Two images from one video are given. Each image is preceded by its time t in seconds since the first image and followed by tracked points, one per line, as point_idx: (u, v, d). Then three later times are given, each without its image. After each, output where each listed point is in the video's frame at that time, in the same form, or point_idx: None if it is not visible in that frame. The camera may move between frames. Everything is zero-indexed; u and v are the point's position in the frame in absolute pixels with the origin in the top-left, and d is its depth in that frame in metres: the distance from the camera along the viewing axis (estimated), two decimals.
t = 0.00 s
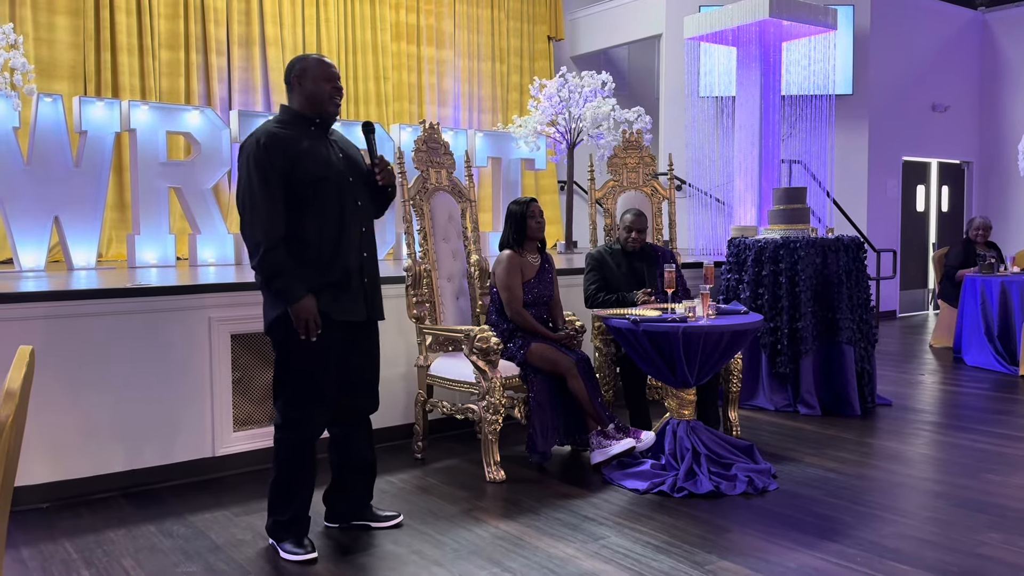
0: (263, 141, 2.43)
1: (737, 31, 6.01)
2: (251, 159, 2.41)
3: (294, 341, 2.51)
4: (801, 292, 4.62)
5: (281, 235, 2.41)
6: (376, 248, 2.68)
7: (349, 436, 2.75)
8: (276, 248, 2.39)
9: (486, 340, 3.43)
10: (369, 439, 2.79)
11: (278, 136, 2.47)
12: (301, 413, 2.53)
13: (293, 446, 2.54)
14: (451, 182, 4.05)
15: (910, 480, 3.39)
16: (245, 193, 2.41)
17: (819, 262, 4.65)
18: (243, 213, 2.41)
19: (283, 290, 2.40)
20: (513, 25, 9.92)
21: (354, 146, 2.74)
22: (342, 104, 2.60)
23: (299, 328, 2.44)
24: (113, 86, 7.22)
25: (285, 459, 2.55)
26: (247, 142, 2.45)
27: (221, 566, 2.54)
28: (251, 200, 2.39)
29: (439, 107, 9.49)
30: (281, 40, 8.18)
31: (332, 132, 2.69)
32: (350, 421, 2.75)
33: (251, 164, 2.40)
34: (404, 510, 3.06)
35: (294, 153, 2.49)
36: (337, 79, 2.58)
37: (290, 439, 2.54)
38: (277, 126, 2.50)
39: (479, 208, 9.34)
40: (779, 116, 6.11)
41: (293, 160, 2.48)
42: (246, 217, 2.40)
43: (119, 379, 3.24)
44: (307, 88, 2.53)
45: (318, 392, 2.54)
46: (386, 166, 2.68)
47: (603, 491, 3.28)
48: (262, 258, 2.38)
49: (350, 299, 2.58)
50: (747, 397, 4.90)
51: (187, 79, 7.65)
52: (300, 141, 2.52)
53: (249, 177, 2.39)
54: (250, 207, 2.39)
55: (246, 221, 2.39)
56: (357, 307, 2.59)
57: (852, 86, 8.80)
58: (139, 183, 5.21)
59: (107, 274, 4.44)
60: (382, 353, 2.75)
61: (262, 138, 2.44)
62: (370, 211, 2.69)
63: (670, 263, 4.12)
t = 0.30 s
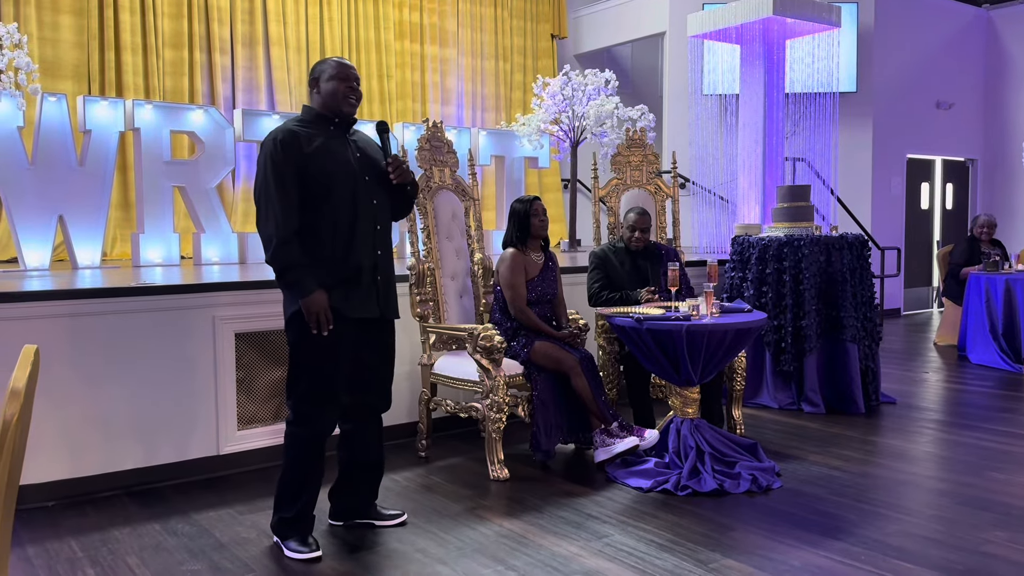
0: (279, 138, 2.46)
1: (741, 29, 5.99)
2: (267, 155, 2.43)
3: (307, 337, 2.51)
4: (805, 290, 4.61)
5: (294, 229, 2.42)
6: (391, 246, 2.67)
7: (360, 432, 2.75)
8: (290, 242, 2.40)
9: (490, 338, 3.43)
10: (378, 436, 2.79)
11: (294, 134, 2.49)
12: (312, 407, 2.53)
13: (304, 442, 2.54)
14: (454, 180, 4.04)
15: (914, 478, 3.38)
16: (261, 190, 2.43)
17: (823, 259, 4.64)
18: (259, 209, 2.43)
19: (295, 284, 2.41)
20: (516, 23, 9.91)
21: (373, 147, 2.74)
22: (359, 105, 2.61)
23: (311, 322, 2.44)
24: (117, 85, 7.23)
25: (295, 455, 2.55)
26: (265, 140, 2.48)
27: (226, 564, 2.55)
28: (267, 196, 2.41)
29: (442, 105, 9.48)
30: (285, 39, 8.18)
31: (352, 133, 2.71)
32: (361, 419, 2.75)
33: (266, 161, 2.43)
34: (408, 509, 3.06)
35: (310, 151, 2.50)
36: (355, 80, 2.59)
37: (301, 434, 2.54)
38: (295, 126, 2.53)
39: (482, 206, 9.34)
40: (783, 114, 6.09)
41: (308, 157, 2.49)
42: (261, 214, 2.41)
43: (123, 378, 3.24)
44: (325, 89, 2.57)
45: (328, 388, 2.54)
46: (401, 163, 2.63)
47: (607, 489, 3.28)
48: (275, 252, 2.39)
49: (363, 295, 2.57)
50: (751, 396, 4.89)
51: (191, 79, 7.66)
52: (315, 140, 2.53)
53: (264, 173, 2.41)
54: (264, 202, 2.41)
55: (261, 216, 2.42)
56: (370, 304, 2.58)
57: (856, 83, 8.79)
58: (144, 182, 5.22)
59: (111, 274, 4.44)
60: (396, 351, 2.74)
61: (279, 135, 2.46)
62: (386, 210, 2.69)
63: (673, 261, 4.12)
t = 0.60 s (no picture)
0: (293, 138, 2.47)
1: (743, 27, 5.96)
2: (281, 154, 2.44)
3: (315, 334, 2.51)
4: (808, 288, 4.60)
5: (305, 228, 2.42)
6: (401, 248, 2.66)
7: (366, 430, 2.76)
8: (300, 240, 2.41)
9: (492, 337, 3.43)
10: (383, 434, 2.80)
11: (307, 134, 2.50)
12: (318, 404, 2.53)
13: (312, 439, 2.55)
14: (456, 179, 4.04)
15: (917, 476, 3.38)
16: (274, 188, 2.43)
17: (826, 257, 4.63)
18: (270, 207, 2.44)
19: (304, 281, 2.41)
20: (519, 22, 9.90)
21: (388, 148, 2.74)
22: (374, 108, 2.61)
23: (318, 320, 2.44)
24: (120, 84, 7.24)
25: (303, 452, 2.56)
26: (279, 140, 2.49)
27: (230, 562, 2.55)
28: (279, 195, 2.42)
29: (445, 104, 9.47)
30: (287, 37, 8.19)
31: (368, 134, 2.71)
32: (368, 418, 2.76)
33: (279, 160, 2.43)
34: (411, 507, 3.06)
35: (323, 151, 2.51)
36: (372, 83, 2.59)
37: (309, 431, 2.55)
38: (310, 126, 2.54)
39: (485, 205, 9.34)
40: (786, 112, 6.09)
41: (320, 158, 2.50)
42: (273, 211, 2.42)
43: (127, 377, 3.25)
44: (343, 91, 2.57)
45: (335, 386, 2.54)
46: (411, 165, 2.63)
47: (609, 488, 3.28)
48: (284, 250, 2.40)
49: (371, 295, 2.57)
50: (754, 394, 4.90)
51: (193, 77, 7.66)
52: (329, 140, 2.54)
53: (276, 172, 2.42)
54: (276, 200, 2.42)
55: (273, 214, 2.42)
56: (377, 304, 2.58)
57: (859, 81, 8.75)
58: (147, 181, 5.22)
59: (114, 272, 4.45)
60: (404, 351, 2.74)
61: (293, 136, 2.47)
62: (397, 212, 2.69)
63: (675, 260, 4.13)
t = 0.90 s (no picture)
0: (302, 135, 2.47)
1: (745, 25, 5.94)
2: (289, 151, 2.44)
3: (318, 332, 2.52)
4: (810, 286, 4.60)
5: (311, 226, 2.42)
6: (406, 248, 2.65)
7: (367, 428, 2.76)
8: (305, 238, 2.41)
9: (495, 336, 3.43)
10: (385, 432, 2.80)
11: (317, 132, 2.51)
12: (320, 402, 2.54)
13: (313, 436, 2.55)
14: (458, 177, 4.04)
15: (920, 475, 3.38)
16: (281, 185, 2.44)
17: (828, 256, 4.63)
18: (277, 204, 2.45)
19: (308, 279, 2.41)
20: (521, 20, 9.90)
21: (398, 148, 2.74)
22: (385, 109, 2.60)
23: (321, 317, 2.45)
24: (123, 84, 7.25)
25: (305, 448, 2.57)
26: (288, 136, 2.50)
27: (232, 561, 2.55)
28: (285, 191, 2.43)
29: (447, 103, 9.46)
30: (290, 36, 8.18)
31: (377, 134, 2.71)
32: (370, 416, 2.76)
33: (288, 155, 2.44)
34: (413, 506, 3.06)
35: (331, 149, 2.51)
36: (383, 83, 2.59)
37: (310, 428, 2.55)
38: (320, 124, 2.54)
39: (487, 204, 9.35)
40: (788, 110, 6.08)
41: (328, 156, 2.50)
42: (279, 208, 2.43)
43: (129, 376, 3.25)
44: (354, 91, 2.57)
45: (337, 384, 2.54)
46: (418, 168, 2.60)
47: (612, 486, 3.28)
48: (289, 246, 2.40)
49: (375, 295, 2.56)
50: (756, 393, 4.89)
51: (196, 76, 7.67)
52: (337, 139, 2.54)
53: (284, 168, 2.43)
54: (283, 197, 2.42)
55: (279, 210, 2.43)
56: (381, 304, 2.57)
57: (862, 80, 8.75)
58: (150, 180, 5.22)
59: (115, 272, 4.45)
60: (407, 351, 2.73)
61: (302, 133, 2.48)
62: (403, 212, 2.68)
63: (677, 259, 4.13)
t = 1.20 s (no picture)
0: (306, 131, 2.47)
1: (747, 24, 5.94)
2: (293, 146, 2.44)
3: (316, 330, 2.52)
4: (812, 285, 4.60)
5: (313, 224, 2.42)
6: (405, 249, 2.66)
7: (364, 428, 2.76)
8: (307, 235, 2.41)
9: (496, 335, 3.43)
10: (383, 431, 2.81)
11: (322, 129, 2.51)
12: (319, 401, 2.54)
13: (310, 435, 2.55)
14: (460, 176, 4.04)
15: (921, 474, 3.37)
16: (284, 181, 2.44)
17: (830, 255, 4.63)
18: (279, 200, 2.44)
19: (308, 277, 2.42)
20: (523, 19, 9.90)
21: (400, 149, 2.74)
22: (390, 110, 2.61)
23: (319, 316, 2.45)
24: (125, 83, 7.26)
25: (302, 448, 2.57)
26: (292, 132, 2.49)
27: (233, 559, 2.56)
28: (288, 187, 2.42)
29: (448, 102, 9.46)
30: (292, 36, 8.18)
31: (380, 133, 2.71)
32: (367, 415, 2.76)
33: (293, 149, 2.43)
34: (415, 505, 3.06)
35: (335, 147, 2.51)
36: (390, 82, 2.60)
37: (307, 427, 2.56)
38: (324, 120, 2.54)
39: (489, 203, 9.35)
40: (790, 108, 6.07)
41: (332, 153, 2.50)
42: (281, 204, 2.42)
43: (131, 374, 3.25)
44: (361, 90, 2.57)
45: (336, 383, 2.55)
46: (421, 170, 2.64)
47: (613, 485, 3.28)
48: (291, 243, 2.40)
49: (373, 295, 2.57)
50: (758, 392, 4.89)
51: (198, 76, 7.68)
52: (342, 137, 2.54)
53: (288, 164, 2.43)
54: (286, 193, 2.42)
55: (281, 206, 2.42)
56: (378, 305, 2.58)
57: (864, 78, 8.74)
58: (151, 178, 5.23)
59: (117, 271, 4.45)
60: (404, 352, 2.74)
61: (306, 129, 2.47)
62: (403, 213, 2.68)
63: (679, 258, 4.12)
